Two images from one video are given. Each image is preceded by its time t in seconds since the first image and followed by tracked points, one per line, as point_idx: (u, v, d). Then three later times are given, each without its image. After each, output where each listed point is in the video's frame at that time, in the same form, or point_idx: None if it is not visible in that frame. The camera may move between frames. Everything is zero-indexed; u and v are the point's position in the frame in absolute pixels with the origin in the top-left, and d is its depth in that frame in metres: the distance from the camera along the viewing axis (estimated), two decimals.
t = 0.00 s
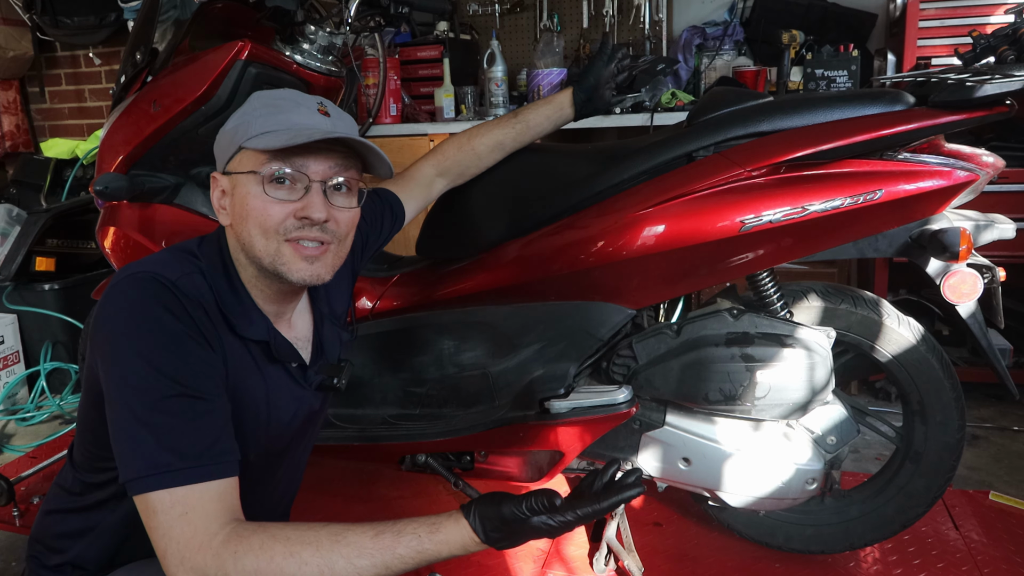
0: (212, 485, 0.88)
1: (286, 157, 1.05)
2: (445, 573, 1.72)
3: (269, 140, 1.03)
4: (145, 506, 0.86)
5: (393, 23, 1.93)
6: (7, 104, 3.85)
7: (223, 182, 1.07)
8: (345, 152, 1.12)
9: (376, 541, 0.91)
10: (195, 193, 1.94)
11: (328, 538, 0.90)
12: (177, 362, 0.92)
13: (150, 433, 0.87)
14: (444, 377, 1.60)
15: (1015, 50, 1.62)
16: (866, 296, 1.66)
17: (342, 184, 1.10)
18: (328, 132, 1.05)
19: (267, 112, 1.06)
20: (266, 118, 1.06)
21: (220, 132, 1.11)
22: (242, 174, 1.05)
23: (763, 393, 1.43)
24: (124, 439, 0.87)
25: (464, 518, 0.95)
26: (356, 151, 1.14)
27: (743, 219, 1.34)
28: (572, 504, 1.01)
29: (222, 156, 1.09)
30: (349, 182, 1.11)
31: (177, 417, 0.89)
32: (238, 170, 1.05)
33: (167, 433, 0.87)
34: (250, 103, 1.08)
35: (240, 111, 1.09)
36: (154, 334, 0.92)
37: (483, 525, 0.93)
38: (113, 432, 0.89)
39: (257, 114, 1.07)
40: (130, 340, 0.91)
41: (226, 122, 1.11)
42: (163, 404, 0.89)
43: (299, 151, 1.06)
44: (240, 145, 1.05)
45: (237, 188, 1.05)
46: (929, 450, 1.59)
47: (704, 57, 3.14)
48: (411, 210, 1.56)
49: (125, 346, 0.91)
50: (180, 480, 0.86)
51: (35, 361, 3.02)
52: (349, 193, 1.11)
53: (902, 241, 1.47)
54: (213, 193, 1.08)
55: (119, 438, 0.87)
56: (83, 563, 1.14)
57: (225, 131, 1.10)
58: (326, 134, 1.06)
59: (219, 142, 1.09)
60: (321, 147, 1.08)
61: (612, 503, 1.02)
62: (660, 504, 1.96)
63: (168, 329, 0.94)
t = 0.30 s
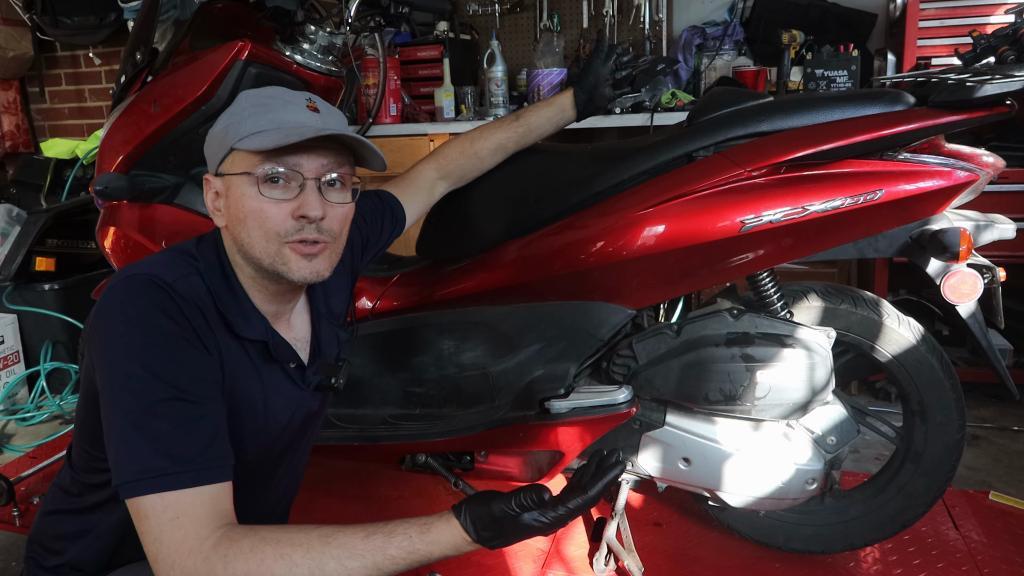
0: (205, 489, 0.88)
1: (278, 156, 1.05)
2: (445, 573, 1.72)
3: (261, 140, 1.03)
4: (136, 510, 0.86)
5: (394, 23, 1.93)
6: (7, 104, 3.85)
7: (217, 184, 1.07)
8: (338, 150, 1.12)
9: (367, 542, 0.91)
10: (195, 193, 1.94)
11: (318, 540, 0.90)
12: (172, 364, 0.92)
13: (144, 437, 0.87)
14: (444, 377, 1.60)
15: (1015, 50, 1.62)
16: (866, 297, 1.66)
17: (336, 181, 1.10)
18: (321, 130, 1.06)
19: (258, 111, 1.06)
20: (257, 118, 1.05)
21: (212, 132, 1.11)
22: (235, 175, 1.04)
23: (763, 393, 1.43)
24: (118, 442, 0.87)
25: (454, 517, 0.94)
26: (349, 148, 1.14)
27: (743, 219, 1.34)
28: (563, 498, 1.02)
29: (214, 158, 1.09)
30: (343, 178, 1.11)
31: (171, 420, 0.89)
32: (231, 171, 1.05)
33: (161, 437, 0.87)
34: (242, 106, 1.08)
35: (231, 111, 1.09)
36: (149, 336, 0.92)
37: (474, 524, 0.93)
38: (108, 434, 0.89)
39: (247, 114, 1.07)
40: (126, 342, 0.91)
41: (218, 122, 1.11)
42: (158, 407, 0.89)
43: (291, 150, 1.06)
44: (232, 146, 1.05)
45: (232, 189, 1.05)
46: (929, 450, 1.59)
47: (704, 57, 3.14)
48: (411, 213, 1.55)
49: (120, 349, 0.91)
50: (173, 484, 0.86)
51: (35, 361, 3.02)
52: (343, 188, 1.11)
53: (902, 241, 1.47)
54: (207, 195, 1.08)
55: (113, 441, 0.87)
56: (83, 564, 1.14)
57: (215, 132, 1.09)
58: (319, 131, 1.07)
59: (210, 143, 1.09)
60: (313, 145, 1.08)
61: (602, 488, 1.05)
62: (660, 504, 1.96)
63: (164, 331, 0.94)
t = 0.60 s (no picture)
0: (206, 488, 0.88)
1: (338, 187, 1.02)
2: (445, 573, 1.72)
3: (334, 176, 0.99)
4: (137, 511, 0.86)
5: (394, 23, 1.93)
6: (7, 104, 3.85)
7: (254, 208, 0.99)
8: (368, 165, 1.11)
9: (368, 537, 0.91)
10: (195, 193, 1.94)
11: (320, 535, 0.90)
12: (170, 365, 0.92)
13: (144, 437, 0.87)
14: (444, 377, 1.60)
15: (1015, 50, 1.62)
16: (866, 297, 1.66)
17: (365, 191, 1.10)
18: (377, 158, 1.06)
19: (309, 138, 0.99)
20: (313, 148, 0.99)
21: (232, 148, 0.98)
22: (287, 204, 0.99)
23: (763, 393, 1.44)
24: (118, 443, 0.87)
25: (455, 509, 0.95)
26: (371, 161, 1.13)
27: (743, 219, 1.34)
28: (561, 485, 1.02)
29: (247, 184, 0.98)
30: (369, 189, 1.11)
31: (170, 420, 0.89)
32: (281, 200, 0.99)
33: (161, 437, 0.87)
34: (274, 122, 0.97)
35: (266, 131, 0.97)
36: (147, 337, 0.92)
37: (474, 515, 0.93)
38: (108, 436, 0.89)
39: (294, 139, 0.99)
40: (124, 344, 0.91)
41: (240, 138, 0.97)
42: (157, 408, 0.89)
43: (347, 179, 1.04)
44: (289, 178, 0.98)
45: (282, 217, 0.99)
46: (929, 450, 1.59)
47: (704, 57, 3.14)
48: (411, 214, 1.55)
49: (119, 350, 0.91)
50: (174, 484, 0.86)
51: (35, 361, 3.02)
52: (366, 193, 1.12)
53: (902, 241, 1.47)
54: (238, 219, 1.00)
55: (114, 442, 0.87)
56: (83, 564, 1.14)
57: (246, 156, 0.97)
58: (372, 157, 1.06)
59: (240, 167, 0.97)
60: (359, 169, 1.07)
61: (598, 472, 1.05)
62: (660, 504, 1.96)
63: (162, 332, 0.93)
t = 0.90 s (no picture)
0: (206, 485, 0.88)
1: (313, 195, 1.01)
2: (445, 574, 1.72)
3: (311, 188, 0.98)
4: (140, 515, 0.86)
5: (394, 23, 1.93)
6: (7, 104, 3.85)
7: (230, 226, 0.98)
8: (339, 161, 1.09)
9: (383, 521, 0.94)
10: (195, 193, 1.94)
11: (336, 522, 0.92)
12: (150, 371, 0.92)
13: (134, 444, 0.87)
14: (444, 377, 1.60)
15: (1015, 50, 1.62)
16: (866, 297, 1.66)
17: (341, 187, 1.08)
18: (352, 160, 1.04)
19: (283, 150, 0.96)
20: (288, 160, 0.97)
21: (199, 166, 0.93)
22: (265, 219, 0.98)
23: (763, 393, 1.44)
24: (108, 454, 0.87)
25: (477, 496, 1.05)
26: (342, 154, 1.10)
27: (743, 219, 1.34)
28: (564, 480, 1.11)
29: (219, 202, 0.95)
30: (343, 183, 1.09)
31: (159, 424, 0.89)
32: (260, 215, 0.98)
33: (151, 442, 0.87)
34: (244, 136, 0.93)
35: (233, 147, 0.93)
36: (122, 347, 0.92)
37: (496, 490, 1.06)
38: (96, 448, 0.89)
39: (267, 152, 0.95)
40: (100, 356, 0.91)
41: (206, 155, 0.93)
42: (144, 414, 0.89)
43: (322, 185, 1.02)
44: (265, 193, 0.96)
45: (263, 231, 0.99)
46: (929, 450, 1.59)
47: (704, 57, 3.14)
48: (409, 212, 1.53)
49: (95, 364, 0.91)
50: (174, 485, 0.86)
51: (35, 361, 3.02)
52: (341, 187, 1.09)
53: (902, 241, 1.47)
54: (215, 237, 0.98)
55: (103, 454, 0.88)
56: (82, 564, 1.14)
57: (216, 174, 0.93)
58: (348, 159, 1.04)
59: (212, 186, 0.93)
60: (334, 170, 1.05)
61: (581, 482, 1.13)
62: (660, 504, 1.96)
63: (137, 339, 0.93)
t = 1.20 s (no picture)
0: (205, 481, 0.91)
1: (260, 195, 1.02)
2: (446, 574, 1.72)
3: (260, 192, 0.99)
4: (144, 524, 0.87)
5: (393, 23, 1.93)
6: (7, 104, 3.85)
7: (179, 232, 0.98)
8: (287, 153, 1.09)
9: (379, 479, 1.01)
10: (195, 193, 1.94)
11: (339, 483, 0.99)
12: (114, 386, 0.92)
13: (117, 459, 0.88)
14: (443, 377, 1.60)
15: (1015, 50, 1.62)
16: (866, 297, 1.66)
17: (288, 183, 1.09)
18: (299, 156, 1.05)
19: (224, 153, 0.96)
20: (232, 163, 0.97)
21: (138, 174, 0.94)
22: (214, 223, 0.99)
23: (763, 393, 1.44)
24: (93, 473, 0.88)
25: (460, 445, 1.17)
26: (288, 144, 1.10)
27: (743, 219, 1.34)
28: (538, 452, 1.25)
29: (162, 210, 0.96)
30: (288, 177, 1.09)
31: (137, 433, 0.90)
32: (208, 221, 0.99)
33: (133, 452, 0.89)
34: (182, 142, 0.94)
35: (174, 154, 0.93)
36: (81, 368, 0.91)
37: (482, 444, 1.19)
38: (77, 471, 0.90)
39: (209, 158, 0.96)
40: (59, 381, 0.90)
41: (143, 162, 0.94)
42: (120, 428, 0.90)
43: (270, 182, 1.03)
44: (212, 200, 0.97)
45: (213, 236, 1.00)
46: (929, 450, 1.59)
47: (704, 57, 3.14)
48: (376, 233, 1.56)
49: (56, 390, 0.90)
50: (172, 488, 0.88)
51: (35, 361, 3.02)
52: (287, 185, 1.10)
53: (902, 241, 1.47)
54: (164, 244, 0.99)
55: (88, 475, 0.89)
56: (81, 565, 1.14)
57: (157, 182, 0.94)
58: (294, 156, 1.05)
59: (154, 195, 0.94)
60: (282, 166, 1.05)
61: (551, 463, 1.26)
62: (660, 504, 1.96)
63: (97, 357, 0.93)
